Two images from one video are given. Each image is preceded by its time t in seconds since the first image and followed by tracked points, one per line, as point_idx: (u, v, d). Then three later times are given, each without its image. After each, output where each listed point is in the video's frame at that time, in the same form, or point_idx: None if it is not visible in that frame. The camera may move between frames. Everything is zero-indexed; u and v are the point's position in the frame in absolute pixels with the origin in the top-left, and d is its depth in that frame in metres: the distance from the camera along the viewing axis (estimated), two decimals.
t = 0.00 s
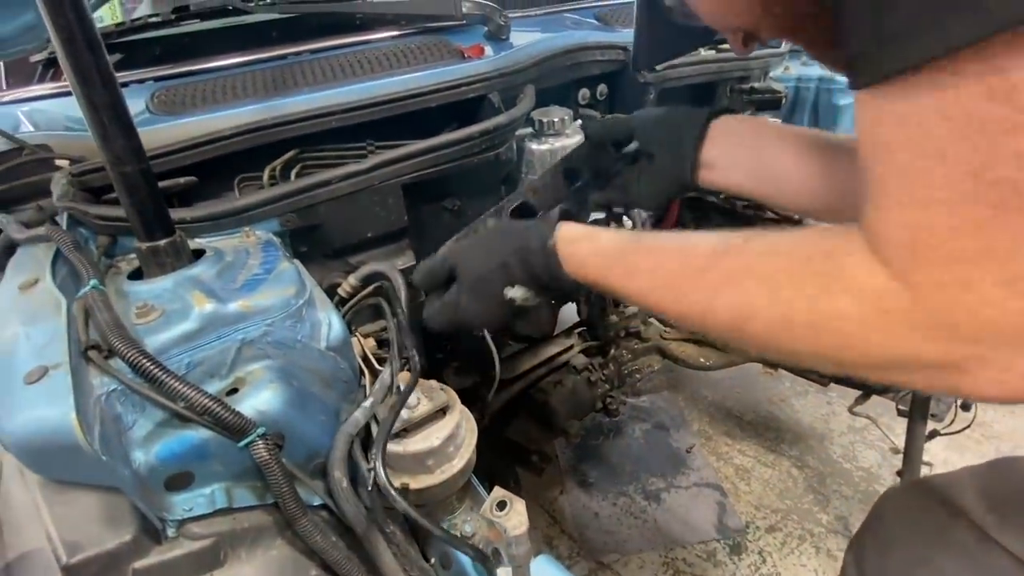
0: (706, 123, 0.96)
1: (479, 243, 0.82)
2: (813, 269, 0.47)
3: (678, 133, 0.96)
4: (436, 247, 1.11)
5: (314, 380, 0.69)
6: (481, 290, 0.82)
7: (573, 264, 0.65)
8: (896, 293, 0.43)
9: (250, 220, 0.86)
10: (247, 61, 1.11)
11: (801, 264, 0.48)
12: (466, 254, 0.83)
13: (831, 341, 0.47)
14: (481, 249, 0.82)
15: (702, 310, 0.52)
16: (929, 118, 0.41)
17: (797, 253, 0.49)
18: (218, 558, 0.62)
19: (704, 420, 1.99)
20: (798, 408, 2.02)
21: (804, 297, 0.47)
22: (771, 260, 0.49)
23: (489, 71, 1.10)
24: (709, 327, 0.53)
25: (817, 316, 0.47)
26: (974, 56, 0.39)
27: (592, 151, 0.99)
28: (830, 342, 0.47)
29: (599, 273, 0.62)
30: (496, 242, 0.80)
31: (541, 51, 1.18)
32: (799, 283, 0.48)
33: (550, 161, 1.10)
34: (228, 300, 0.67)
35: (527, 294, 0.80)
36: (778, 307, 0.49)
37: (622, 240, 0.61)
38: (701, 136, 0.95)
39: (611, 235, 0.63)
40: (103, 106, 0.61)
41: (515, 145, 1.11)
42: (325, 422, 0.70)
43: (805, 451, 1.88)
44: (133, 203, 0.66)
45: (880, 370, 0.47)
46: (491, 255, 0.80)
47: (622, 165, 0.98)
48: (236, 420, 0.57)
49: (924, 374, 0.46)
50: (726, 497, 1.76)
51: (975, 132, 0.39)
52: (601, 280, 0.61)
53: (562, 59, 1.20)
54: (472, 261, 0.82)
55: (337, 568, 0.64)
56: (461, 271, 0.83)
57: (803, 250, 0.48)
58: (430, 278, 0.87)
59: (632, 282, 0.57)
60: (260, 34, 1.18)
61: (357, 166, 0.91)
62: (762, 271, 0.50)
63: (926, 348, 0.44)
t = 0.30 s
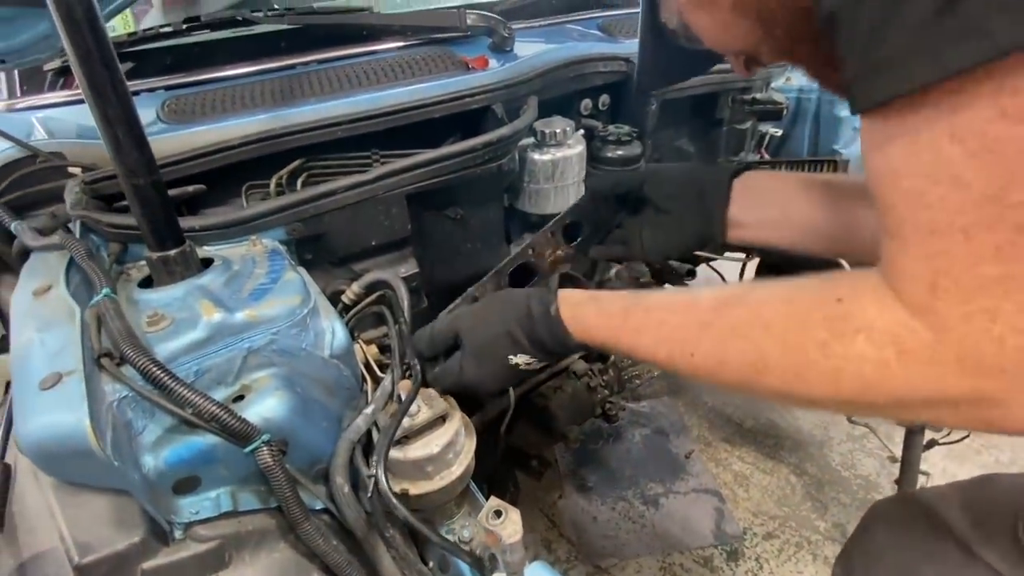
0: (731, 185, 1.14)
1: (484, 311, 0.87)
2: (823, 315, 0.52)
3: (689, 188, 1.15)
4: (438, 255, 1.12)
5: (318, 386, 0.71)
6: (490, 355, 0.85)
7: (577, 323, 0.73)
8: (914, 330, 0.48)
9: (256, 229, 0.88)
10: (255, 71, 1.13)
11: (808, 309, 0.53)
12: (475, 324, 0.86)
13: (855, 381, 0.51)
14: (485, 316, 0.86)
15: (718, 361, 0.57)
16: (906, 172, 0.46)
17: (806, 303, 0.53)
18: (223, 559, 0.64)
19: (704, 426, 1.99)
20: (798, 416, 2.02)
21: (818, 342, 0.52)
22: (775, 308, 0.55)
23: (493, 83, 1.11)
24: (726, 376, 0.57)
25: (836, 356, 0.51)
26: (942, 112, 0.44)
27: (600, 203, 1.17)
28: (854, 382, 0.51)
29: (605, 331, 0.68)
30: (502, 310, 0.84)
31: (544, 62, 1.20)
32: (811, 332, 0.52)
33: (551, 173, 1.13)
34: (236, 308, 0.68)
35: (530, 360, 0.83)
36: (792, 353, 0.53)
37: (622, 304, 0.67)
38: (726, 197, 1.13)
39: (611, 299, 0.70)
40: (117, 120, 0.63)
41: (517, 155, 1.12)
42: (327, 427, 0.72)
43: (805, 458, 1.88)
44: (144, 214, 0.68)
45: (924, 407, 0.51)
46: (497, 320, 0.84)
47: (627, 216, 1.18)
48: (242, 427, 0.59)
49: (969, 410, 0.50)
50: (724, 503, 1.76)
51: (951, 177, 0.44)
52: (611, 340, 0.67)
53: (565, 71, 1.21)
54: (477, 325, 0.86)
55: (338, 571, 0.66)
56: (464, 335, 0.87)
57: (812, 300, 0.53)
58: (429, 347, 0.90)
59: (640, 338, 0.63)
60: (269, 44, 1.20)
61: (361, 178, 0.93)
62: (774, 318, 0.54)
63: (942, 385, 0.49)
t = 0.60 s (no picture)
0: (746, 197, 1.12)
1: (498, 291, 0.89)
2: (843, 359, 0.56)
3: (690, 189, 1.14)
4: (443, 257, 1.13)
5: (325, 386, 0.73)
6: (502, 339, 0.89)
7: (597, 318, 0.79)
8: (922, 391, 0.51)
9: (266, 231, 0.90)
10: (266, 74, 1.15)
11: (830, 353, 0.57)
12: (488, 302, 0.89)
13: (864, 429, 0.55)
14: (500, 296, 0.88)
15: (737, 387, 0.61)
16: (903, 267, 0.50)
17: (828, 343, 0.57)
18: (231, 554, 0.66)
19: (703, 430, 2.00)
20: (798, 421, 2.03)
21: (835, 385, 0.56)
22: (798, 340, 0.59)
23: (500, 89, 1.13)
24: (742, 401, 0.62)
25: (848, 401, 0.55)
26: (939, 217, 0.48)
27: (599, 197, 1.15)
28: (862, 428, 0.55)
29: (626, 332, 0.73)
30: (518, 293, 0.87)
31: (550, 68, 1.21)
32: (826, 374, 0.56)
33: (556, 178, 1.15)
34: (247, 310, 0.70)
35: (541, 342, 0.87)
36: (807, 391, 0.57)
37: (646, 311, 0.73)
38: (739, 209, 1.11)
39: (635, 300, 0.77)
40: (135, 125, 0.65)
41: (522, 160, 1.14)
42: (333, 426, 0.73)
43: (804, 463, 1.89)
44: (159, 216, 0.70)
45: (923, 458, 0.55)
46: (510, 303, 0.87)
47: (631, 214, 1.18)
48: (252, 426, 0.61)
49: (963, 468, 0.54)
50: (722, 506, 1.77)
51: (947, 275, 0.48)
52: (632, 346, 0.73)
53: (571, 77, 1.23)
54: (491, 301, 0.89)
55: (341, 568, 0.67)
56: (476, 313, 0.89)
57: (833, 339, 0.57)
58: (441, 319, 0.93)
59: (661, 345, 0.68)
60: (279, 49, 1.23)
61: (369, 182, 0.95)
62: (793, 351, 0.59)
63: (941, 445, 0.53)
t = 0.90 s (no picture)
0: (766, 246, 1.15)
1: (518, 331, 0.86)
2: (851, 428, 0.62)
3: (705, 230, 1.16)
4: (453, 260, 1.14)
5: (338, 388, 0.74)
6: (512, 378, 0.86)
7: (614, 373, 0.81)
8: (919, 459, 0.58)
9: (280, 234, 0.91)
10: (282, 77, 1.16)
11: (841, 421, 0.63)
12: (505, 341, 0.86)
13: (867, 489, 0.62)
14: (519, 337, 0.85)
15: (751, 444, 0.68)
16: (912, 351, 0.56)
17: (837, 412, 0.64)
18: (246, 552, 0.67)
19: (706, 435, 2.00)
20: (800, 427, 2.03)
21: (841, 449, 0.63)
22: (806, 407, 0.66)
23: (513, 94, 1.14)
24: (757, 456, 0.68)
25: (854, 464, 0.62)
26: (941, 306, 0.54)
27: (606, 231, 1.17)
28: (865, 487, 0.62)
29: (643, 387, 0.78)
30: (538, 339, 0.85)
31: (563, 73, 1.22)
32: (836, 439, 0.63)
33: (566, 184, 1.15)
34: (264, 313, 0.71)
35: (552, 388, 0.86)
36: (815, 453, 0.64)
37: (662, 366, 0.79)
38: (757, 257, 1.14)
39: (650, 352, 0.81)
40: (158, 129, 0.66)
41: (533, 165, 1.15)
42: (345, 428, 0.74)
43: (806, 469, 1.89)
44: (179, 219, 0.71)
45: (918, 514, 0.62)
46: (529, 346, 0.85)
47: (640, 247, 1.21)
48: (269, 428, 0.62)
49: (948, 523, 0.62)
50: (725, 511, 1.77)
51: (947, 363, 0.55)
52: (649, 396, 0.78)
53: (584, 83, 1.23)
54: (507, 339, 0.86)
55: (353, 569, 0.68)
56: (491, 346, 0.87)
57: (841, 408, 0.64)
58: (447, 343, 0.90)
59: (676, 403, 0.75)
60: (294, 51, 1.24)
61: (383, 186, 0.96)
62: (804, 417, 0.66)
63: (931, 506, 0.60)
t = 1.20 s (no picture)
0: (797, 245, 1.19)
1: (557, 353, 0.91)
2: (911, 457, 0.66)
3: (732, 237, 1.23)
4: (460, 264, 1.14)
5: (349, 394, 0.74)
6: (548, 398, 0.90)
7: (654, 402, 0.87)
8: (985, 489, 0.62)
9: (290, 237, 0.92)
10: (293, 80, 1.17)
11: (901, 449, 0.67)
12: (547, 361, 0.90)
13: (931, 516, 0.66)
14: (559, 358, 0.90)
15: (804, 469, 0.72)
16: (970, 383, 0.60)
17: (896, 443, 0.68)
18: (255, 556, 0.68)
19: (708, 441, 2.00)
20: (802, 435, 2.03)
21: (903, 479, 0.67)
22: (860, 436, 0.70)
23: (524, 100, 1.14)
24: (813, 483, 0.72)
25: (915, 491, 0.66)
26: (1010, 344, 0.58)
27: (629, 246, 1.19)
28: (925, 510, 0.66)
29: (686, 417, 0.83)
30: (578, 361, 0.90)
31: (573, 80, 1.22)
32: (898, 469, 0.67)
33: (574, 191, 1.15)
34: (277, 318, 0.72)
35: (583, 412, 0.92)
36: (875, 481, 0.68)
37: (709, 392, 0.84)
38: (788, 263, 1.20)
39: (687, 381, 0.87)
40: (176, 136, 0.66)
41: (542, 171, 1.15)
42: (355, 433, 0.75)
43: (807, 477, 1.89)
44: (194, 224, 0.72)
45: (970, 537, 0.66)
46: (567, 369, 0.90)
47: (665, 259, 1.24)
48: (281, 434, 0.62)
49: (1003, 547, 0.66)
50: (726, 518, 1.78)
51: (1016, 400, 0.58)
52: (693, 423, 0.82)
53: (594, 90, 1.24)
54: (545, 361, 0.90)
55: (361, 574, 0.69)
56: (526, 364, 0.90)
57: (899, 438, 0.68)
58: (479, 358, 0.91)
59: (722, 429, 0.78)
60: (306, 54, 1.25)
61: (394, 191, 0.97)
62: (861, 446, 0.70)
63: (989, 530, 0.64)
